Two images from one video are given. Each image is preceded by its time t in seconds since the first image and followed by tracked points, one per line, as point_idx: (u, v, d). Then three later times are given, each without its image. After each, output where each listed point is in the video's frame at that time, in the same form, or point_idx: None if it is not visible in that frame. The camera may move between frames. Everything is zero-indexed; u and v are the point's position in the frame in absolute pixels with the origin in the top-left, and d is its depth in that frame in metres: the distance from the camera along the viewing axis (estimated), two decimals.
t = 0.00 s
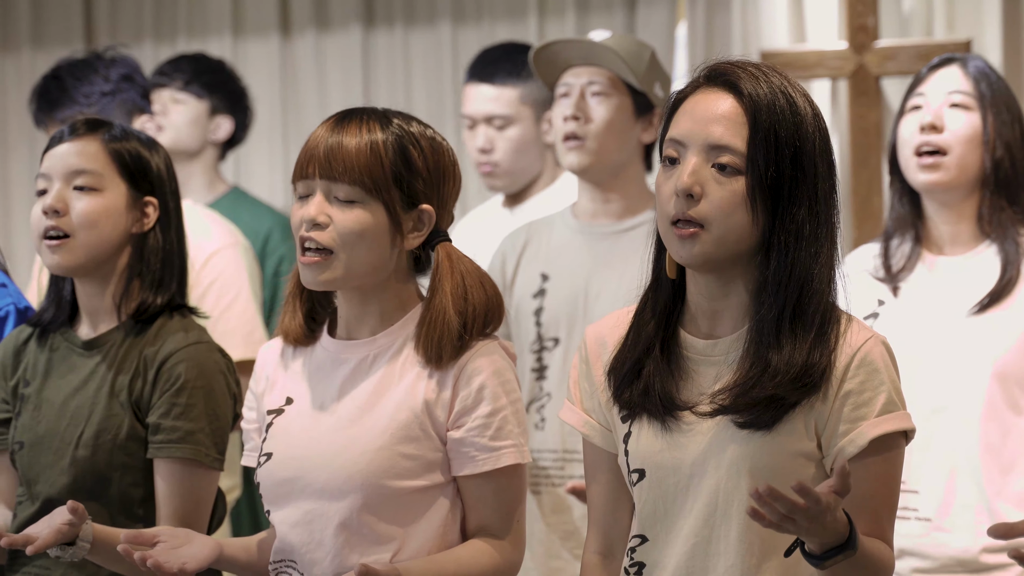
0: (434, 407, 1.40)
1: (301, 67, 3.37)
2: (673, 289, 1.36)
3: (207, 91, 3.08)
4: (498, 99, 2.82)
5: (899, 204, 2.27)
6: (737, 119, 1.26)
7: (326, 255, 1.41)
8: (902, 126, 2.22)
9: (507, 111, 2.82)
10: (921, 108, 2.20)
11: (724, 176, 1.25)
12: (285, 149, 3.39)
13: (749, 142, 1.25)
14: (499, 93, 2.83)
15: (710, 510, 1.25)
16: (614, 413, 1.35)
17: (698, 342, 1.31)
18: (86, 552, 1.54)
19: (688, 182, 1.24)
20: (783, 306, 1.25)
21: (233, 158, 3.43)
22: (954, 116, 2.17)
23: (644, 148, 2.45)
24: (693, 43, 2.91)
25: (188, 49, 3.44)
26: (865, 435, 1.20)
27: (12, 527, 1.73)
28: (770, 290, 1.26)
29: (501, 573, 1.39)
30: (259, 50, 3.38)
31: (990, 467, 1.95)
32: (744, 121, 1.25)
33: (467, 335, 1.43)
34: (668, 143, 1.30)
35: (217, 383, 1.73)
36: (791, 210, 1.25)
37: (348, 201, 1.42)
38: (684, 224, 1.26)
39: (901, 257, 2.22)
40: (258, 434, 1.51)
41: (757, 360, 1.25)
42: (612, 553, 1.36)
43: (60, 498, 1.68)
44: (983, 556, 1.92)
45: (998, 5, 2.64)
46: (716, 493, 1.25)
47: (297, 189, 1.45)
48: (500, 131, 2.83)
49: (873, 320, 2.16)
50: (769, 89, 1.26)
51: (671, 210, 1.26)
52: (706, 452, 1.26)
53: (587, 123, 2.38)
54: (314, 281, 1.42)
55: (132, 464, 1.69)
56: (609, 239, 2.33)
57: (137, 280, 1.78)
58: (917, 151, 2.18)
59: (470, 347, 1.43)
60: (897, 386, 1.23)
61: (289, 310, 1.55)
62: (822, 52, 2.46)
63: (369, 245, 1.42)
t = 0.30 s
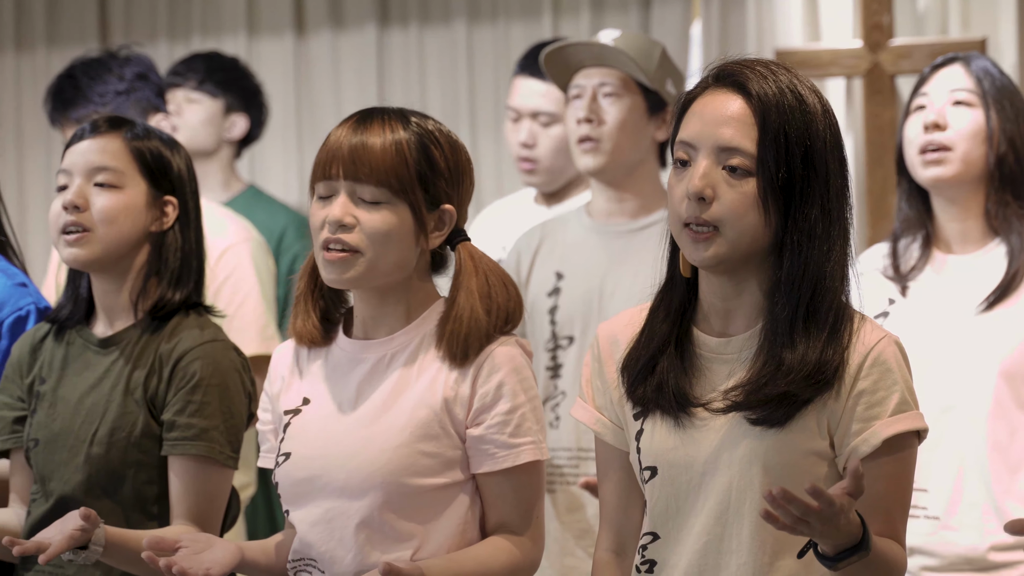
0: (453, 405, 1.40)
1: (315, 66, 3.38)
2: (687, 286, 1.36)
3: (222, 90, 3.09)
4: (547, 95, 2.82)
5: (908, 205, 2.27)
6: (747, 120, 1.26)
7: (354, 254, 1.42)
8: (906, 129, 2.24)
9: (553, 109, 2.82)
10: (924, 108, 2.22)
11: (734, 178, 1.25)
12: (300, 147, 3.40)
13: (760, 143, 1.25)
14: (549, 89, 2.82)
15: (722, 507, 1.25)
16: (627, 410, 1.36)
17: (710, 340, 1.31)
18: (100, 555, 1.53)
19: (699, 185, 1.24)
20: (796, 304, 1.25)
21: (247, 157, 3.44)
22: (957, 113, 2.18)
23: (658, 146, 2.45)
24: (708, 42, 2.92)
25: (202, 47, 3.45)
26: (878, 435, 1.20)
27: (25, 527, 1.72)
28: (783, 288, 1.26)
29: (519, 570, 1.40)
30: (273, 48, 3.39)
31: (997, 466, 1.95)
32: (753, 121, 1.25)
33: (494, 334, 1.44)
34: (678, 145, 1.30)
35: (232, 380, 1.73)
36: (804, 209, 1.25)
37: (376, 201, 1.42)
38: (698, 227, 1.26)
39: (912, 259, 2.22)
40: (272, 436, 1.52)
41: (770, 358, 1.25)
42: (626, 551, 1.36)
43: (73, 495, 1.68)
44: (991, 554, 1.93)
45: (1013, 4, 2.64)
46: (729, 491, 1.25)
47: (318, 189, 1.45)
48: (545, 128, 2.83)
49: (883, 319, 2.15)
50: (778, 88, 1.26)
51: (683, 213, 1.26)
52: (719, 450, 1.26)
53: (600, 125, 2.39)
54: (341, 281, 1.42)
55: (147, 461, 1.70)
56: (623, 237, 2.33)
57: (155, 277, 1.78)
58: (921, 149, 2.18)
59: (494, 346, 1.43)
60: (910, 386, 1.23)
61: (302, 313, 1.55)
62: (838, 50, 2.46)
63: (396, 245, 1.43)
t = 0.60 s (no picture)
0: (465, 402, 1.40)
1: (326, 63, 3.38)
2: (701, 284, 1.36)
3: (234, 87, 3.09)
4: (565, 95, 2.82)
5: (910, 205, 2.27)
6: (764, 118, 1.25)
7: (369, 252, 1.41)
8: (909, 126, 2.23)
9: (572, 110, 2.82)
10: (927, 106, 2.21)
11: (751, 175, 1.24)
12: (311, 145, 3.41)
13: (776, 140, 1.24)
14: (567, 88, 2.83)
15: (736, 505, 1.25)
16: (641, 408, 1.35)
17: (725, 338, 1.31)
18: (109, 560, 1.52)
19: (716, 181, 1.24)
20: (810, 302, 1.24)
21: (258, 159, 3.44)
22: (959, 110, 2.17)
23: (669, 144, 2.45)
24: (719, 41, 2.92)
25: (213, 45, 3.46)
26: (892, 433, 1.19)
27: (33, 524, 1.72)
28: (797, 285, 1.25)
29: (531, 567, 1.39)
30: (285, 46, 3.40)
31: (995, 463, 1.95)
32: (770, 119, 1.25)
33: (507, 331, 1.44)
34: (695, 142, 1.30)
35: (242, 377, 1.74)
36: (819, 206, 1.25)
37: (392, 199, 1.42)
38: (712, 222, 1.25)
39: (917, 258, 2.21)
40: (282, 435, 1.52)
41: (784, 355, 1.24)
42: (638, 547, 1.36)
43: (83, 491, 1.68)
44: (988, 550, 1.93)
45: None
46: (743, 489, 1.25)
47: (331, 187, 1.45)
48: (563, 129, 2.83)
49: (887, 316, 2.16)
50: (796, 87, 1.26)
51: (698, 208, 1.26)
52: (733, 448, 1.26)
53: (611, 122, 2.38)
54: (356, 278, 1.42)
55: (156, 457, 1.70)
56: (633, 236, 2.33)
57: (166, 275, 1.79)
58: (922, 146, 2.18)
59: (505, 344, 1.43)
60: (924, 384, 1.23)
61: (309, 310, 1.54)
62: (849, 48, 2.46)
63: (411, 243, 1.43)
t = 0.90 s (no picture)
0: (470, 400, 1.41)
1: (334, 60, 3.38)
2: (713, 280, 1.36)
3: (241, 83, 3.09)
4: (552, 94, 2.82)
5: (913, 200, 2.26)
6: (781, 110, 1.25)
7: (370, 248, 1.41)
8: (913, 121, 2.22)
9: (559, 108, 2.82)
10: (930, 102, 2.20)
11: (767, 166, 1.24)
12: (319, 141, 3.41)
13: (793, 133, 1.24)
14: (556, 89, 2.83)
15: (749, 502, 1.25)
16: (653, 405, 1.35)
17: (738, 334, 1.31)
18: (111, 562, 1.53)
19: (731, 171, 1.24)
20: (824, 299, 1.24)
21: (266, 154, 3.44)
22: (962, 107, 2.16)
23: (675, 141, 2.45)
24: (727, 38, 2.93)
25: (221, 41, 3.46)
26: (905, 430, 1.19)
27: (39, 520, 1.73)
28: (811, 281, 1.25)
29: (536, 566, 1.39)
30: (293, 43, 3.40)
31: (993, 461, 1.95)
32: (788, 112, 1.25)
33: (511, 328, 1.44)
34: (712, 133, 1.30)
35: (248, 373, 1.74)
36: (833, 201, 1.25)
37: (393, 195, 1.42)
38: (725, 211, 1.25)
39: (918, 253, 2.21)
40: (290, 429, 1.52)
41: (797, 352, 1.24)
42: (650, 543, 1.36)
43: (88, 487, 1.69)
44: (985, 547, 1.93)
45: None
46: (756, 486, 1.24)
47: (336, 183, 1.45)
48: (551, 127, 2.82)
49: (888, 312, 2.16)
50: (814, 82, 1.26)
51: (713, 198, 1.26)
52: (746, 446, 1.25)
53: (618, 118, 2.38)
54: (359, 274, 1.42)
55: (161, 453, 1.70)
56: (641, 232, 2.32)
57: (174, 271, 1.79)
58: (925, 141, 2.17)
59: (510, 342, 1.43)
60: (937, 381, 1.22)
61: (320, 306, 1.55)
62: (857, 44, 2.45)
63: (413, 239, 1.42)
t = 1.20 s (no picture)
0: (479, 402, 1.41)
1: (344, 59, 3.39)
2: (731, 278, 1.36)
3: (251, 83, 3.11)
4: (541, 93, 2.84)
5: (922, 199, 2.25)
6: (804, 110, 1.26)
7: (377, 247, 1.42)
8: (923, 121, 2.21)
9: (549, 107, 2.84)
10: (941, 102, 2.19)
11: (789, 165, 1.25)
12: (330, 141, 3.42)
13: (816, 132, 1.25)
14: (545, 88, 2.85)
15: (765, 502, 1.25)
16: (669, 403, 1.36)
17: (755, 334, 1.31)
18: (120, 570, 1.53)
19: (752, 168, 1.24)
20: (841, 300, 1.24)
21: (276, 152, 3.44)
22: (973, 107, 2.15)
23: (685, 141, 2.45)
24: (737, 37, 2.94)
25: (232, 41, 3.47)
26: (920, 431, 1.19)
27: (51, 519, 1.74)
28: (829, 281, 1.25)
29: (545, 568, 1.40)
30: (303, 43, 3.41)
31: (1004, 461, 1.96)
32: (811, 112, 1.26)
33: (519, 329, 1.44)
34: (735, 131, 1.30)
35: (260, 372, 1.75)
36: (853, 201, 1.25)
37: (400, 194, 1.43)
38: (745, 208, 1.25)
39: (927, 252, 2.22)
40: (300, 428, 1.53)
41: (814, 352, 1.24)
42: (667, 541, 1.36)
43: (100, 486, 1.70)
44: (996, 546, 1.93)
45: None
46: (771, 486, 1.25)
47: (346, 182, 1.46)
48: (541, 126, 2.84)
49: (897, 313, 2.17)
50: (839, 83, 1.26)
51: (733, 195, 1.26)
52: (763, 445, 1.26)
53: (627, 115, 2.38)
54: (366, 273, 1.42)
55: (173, 452, 1.71)
56: (652, 232, 2.33)
57: (186, 271, 1.80)
58: (936, 141, 2.16)
59: (518, 343, 1.43)
60: (953, 383, 1.23)
61: (330, 305, 1.56)
62: (867, 44, 2.44)
63: (420, 239, 1.43)
